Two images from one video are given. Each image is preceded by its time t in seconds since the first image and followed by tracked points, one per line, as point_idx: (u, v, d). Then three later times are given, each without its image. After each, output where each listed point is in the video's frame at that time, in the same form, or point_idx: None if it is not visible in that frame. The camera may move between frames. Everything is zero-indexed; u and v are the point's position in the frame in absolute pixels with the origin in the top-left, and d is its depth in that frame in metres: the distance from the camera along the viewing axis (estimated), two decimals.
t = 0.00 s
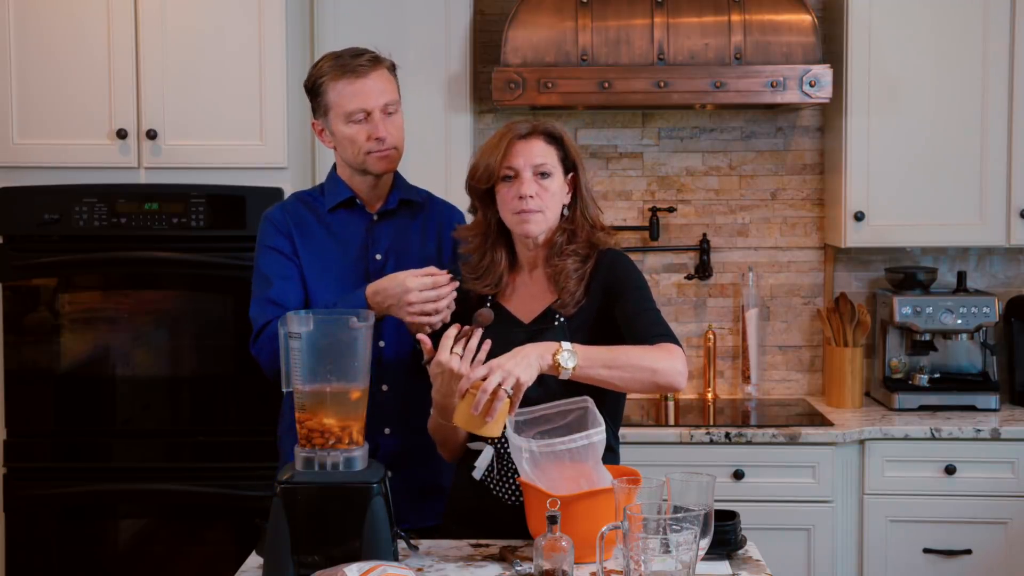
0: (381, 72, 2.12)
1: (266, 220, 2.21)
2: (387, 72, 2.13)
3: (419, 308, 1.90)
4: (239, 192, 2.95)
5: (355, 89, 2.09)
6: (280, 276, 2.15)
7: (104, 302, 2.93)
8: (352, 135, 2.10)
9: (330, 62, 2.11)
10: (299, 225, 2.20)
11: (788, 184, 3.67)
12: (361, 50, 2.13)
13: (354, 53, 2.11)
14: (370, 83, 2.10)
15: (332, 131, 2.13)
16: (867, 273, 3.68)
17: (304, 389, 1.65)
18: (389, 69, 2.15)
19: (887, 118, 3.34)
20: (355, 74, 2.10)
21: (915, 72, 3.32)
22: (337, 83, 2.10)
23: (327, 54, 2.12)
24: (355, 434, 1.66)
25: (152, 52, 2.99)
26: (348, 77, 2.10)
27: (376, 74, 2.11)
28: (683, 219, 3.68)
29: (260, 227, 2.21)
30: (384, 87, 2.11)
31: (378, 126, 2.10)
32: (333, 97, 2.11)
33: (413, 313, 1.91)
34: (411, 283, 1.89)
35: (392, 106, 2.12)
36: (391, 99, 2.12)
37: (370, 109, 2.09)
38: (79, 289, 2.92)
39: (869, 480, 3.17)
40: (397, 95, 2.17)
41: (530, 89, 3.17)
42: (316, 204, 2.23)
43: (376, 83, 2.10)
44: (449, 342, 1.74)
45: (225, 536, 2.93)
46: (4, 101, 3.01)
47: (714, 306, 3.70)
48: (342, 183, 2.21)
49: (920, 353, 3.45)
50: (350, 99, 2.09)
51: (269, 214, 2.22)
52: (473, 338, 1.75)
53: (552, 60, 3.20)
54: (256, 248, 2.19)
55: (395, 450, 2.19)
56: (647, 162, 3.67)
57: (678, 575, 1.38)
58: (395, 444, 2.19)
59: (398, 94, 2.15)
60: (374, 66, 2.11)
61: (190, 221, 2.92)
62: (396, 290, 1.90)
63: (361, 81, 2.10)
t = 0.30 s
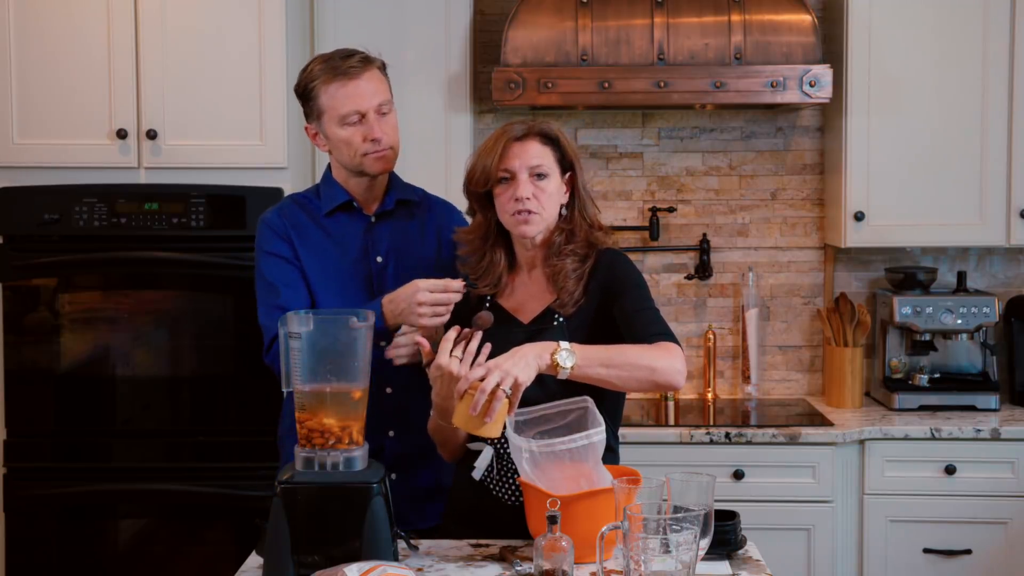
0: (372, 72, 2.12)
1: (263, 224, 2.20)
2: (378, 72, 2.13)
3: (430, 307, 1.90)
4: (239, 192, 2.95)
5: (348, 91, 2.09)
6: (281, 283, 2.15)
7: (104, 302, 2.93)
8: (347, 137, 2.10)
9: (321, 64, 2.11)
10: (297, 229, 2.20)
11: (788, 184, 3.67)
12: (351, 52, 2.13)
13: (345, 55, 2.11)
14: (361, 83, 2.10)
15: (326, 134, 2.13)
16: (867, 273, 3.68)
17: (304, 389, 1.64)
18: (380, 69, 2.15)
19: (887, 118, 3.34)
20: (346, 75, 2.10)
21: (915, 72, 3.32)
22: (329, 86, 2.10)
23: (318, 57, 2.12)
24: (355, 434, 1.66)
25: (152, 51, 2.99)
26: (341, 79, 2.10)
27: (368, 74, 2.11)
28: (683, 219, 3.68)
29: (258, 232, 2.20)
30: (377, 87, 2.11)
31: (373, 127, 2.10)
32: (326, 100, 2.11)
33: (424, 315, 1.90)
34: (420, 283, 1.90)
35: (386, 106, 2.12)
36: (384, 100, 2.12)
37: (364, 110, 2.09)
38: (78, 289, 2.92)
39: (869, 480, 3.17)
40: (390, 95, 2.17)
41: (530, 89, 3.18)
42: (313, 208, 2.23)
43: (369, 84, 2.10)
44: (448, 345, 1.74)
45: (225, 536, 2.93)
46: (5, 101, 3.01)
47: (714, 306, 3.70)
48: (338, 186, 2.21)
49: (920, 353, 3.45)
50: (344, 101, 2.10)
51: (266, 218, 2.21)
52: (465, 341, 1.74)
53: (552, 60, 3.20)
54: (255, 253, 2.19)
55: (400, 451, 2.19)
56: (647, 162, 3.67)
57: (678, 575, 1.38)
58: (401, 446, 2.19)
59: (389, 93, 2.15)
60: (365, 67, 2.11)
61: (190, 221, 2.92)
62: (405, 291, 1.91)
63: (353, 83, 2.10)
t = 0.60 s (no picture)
0: (373, 72, 2.12)
1: (265, 227, 2.20)
2: (379, 72, 2.13)
3: (441, 309, 1.89)
4: (239, 192, 2.95)
5: (349, 92, 2.09)
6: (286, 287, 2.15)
7: (104, 302, 2.93)
8: (349, 138, 2.10)
9: (321, 65, 2.11)
10: (299, 231, 2.20)
11: (788, 184, 3.67)
12: (351, 52, 2.13)
13: (345, 56, 2.11)
14: (362, 85, 2.10)
15: (327, 136, 2.13)
16: (867, 273, 3.68)
17: (304, 389, 1.64)
18: (380, 70, 2.15)
19: (887, 118, 3.34)
20: (347, 76, 2.10)
21: (915, 72, 3.32)
22: (330, 87, 2.10)
23: (317, 58, 2.12)
24: (355, 434, 1.66)
25: (152, 52, 2.99)
26: (341, 80, 2.10)
27: (369, 75, 2.11)
28: (683, 219, 3.68)
29: (259, 235, 2.20)
30: (378, 87, 2.12)
31: (374, 128, 2.10)
32: (327, 101, 2.11)
33: (434, 317, 1.89)
34: (431, 284, 1.90)
35: (387, 107, 2.12)
36: (385, 100, 2.12)
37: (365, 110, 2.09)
38: (79, 289, 2.92)
39: (869, 480, 3.17)
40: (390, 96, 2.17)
41: (530, 89, 3.18)
42: (315, 209, 2.22)
43: (370, 84, 2.10)
44: (454, 351, 1.73)
45: (225, 537, 2.93)
46: (5, 101, 3.01)
47: (714, 306, 3.70)
48: (339, 188, 2.21)
49: (920, 353, 3.45)
50: (345, 102, 2.09)
51: (267, 221, 2.21)
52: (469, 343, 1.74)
53: (552, 60, 3.20)
54: (258, 257, 2.19)
55: (402, 451, 2.19)
56: (647, 162, 3.67)
57: (678, 575, 1.38)
58: (404, 446, 2.19)
59: (389, 94, 2.15)
60: (365, 67, 2.11)
61: (190, 221, 2.92)
62: (417, 293, 1.91)
63: (354, 84, 2.10)
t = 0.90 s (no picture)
0: (387, 70, 2.11)
1: (274, 223, 2.20)
2: (393, 69, 2.12)
3: (431, 307, 1.89)
4: (239, 192, 2.95)
5: (362, 89, 2.08)
6: (294, 285, 2.16)
7: (103, 302, 2.93)
8: (359, 136, 2.10)
9: (334, 61, 2.10)
10: (307, 227, 2.20)
11: (788, 184, 3.67)
12: (365, 48, 2.12)
13: (359, 52, 2.10)
14: (375, 83, 2.08)
15: (338, 132, 2.13)
16: (867, 273, 3.68)
17: (304, 389, 1.64)
18: (394, 67, 2.14)
19: (887, 118, 3.34)
20: (361, 74, 2.08)
21: (915, 72, 3.32)
22: (342, 84, 2.09)
23: (331, 53, 2.11)
24: (355, 434, 1.66)
25: (152, 52, 2.99)
26: (354, 77, 2.08)
27: (383, 72, 2.10)
28: (683, 219, 3.68)
29: (268, 230, 2.20)
30: (392, 85, 2.10)
31: (384, 126, 2.09)
32: (338, 97, 2.10)
33: (425, 315, 1.89)
34: (421, 283, 1.90)
35: (398, 106, 2.11)
36: (398, 98, 2.11)
37: (377, 109, 2.08)
38: (78, 289, 2.92)
39: (869, 480, 3.17)
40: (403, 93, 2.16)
41: (530, 89, 3.18)
42: (324, 206, 2.22)
43: (383, 82, 2.09)
44: (475, 353, 1.73)
45: (225, 537, 2.93)
46: (4, 102, 3.01)
47: (714, 306, 3.70)
48: (349, 185, 2.21)
49: (920, 353, 3.45)
50: (357, 100, 2.08)
51: (275, 216, 2.21)
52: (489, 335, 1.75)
53: (552, 60, 3.20)
54: (266, 254, 2.19)
55: (415, 450, 2.19)
56: (647, 162, 3.67)
57: (678, 575, 1.38)
58: (415, 445, 2.19)
59: (403, 92, 2.14)
60: (379, 64, 2.10)
61: (190, 221, 2.92)
62: (407, 294, 1.91)
63: (367, 82, 2.08)
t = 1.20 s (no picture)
0: (384, 69, 2.10)
1: (266, 225, 2.22)
2: (389, 69, 2.12)
3: (427, 305, 1.89)
4: (239, 192, 2.95)
5: (356, 87, 2.08)
6: (286, 286, 2.17)
7: (104, 302, 2.93)
8: (350, 134, 2.10)
9: (331, 58, 2.10)
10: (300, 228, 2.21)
11: (788, 184, 3.67)
12: (363, 47, 2.12)
13: (356, 50, 2.10)
14: (370, 81, 2.08)
15: (331, 129, 2.12)
16: (867, 273, 3.68)
17: (304, 389, 1.64)
18: (392, 67, 2.13)
19: (887, 118, 3.34)
20: (356, 72, 2.08)
21: (915, 72, 3.32)
22: (337, 81, 2.09)
23: (328, 50, 2.11)
24: (355, 434, 1.66)
25: (152, 52, 2.99)
26: (350, 75, 2.08)
27: (379, 71, 2.09)
28: (683, 219, 3.68)
29: (261, 232, 2.22)
30: (387, 85, 2.10)
31: (377, 126, 2.09)
32: (333, 94, 2.10)
33: (421, 313, 1.89)
34: (415, 282, 1.90)
35: (393, 106, 2.10)
36: (393, 99, 2.11)
37: (371, 108, 2.08)
38: (79, 289, 2.92)
39: (869, 480, 3.17)
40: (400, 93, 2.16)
41: (530, 89, 3.18)
42: (317, 206, 2.23)
43: (379, 82, 2.09)
44: (433, 358, 1.73)
45: (225, 537, 2.93)
46: (4, 101, 3.01)
47: (714, 306, 3.70)
48: (341, 184, 2.20)
49: (920, 353, 3.45)
50: (351, 98, 2.08)
51: (268, 217, 2.22)
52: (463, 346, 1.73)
53: (552, 60, 3.20)
54: (259, 256, 2.20)
55: (411, 449, 2.18)
56: (647, 162, 3.67)
57: (678, 575, 1.38)
58: (410, 446, 2.18)
59: (398, 93, 2.14)
60: (376, 64, 2.10)
61: (190, 221, 2.92)
62: (402, 292, 1.91)
63: (363, 80, 2.08)
